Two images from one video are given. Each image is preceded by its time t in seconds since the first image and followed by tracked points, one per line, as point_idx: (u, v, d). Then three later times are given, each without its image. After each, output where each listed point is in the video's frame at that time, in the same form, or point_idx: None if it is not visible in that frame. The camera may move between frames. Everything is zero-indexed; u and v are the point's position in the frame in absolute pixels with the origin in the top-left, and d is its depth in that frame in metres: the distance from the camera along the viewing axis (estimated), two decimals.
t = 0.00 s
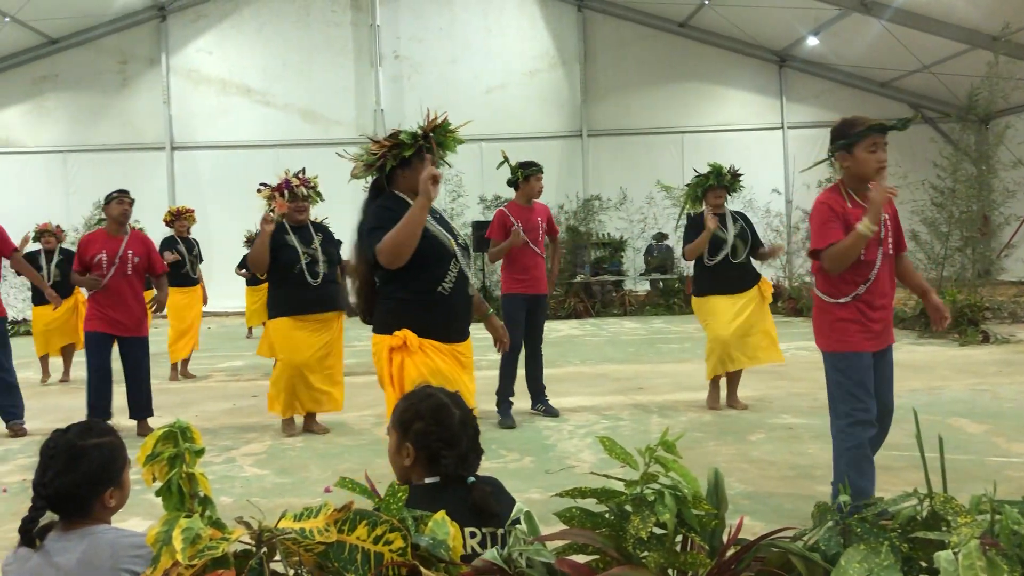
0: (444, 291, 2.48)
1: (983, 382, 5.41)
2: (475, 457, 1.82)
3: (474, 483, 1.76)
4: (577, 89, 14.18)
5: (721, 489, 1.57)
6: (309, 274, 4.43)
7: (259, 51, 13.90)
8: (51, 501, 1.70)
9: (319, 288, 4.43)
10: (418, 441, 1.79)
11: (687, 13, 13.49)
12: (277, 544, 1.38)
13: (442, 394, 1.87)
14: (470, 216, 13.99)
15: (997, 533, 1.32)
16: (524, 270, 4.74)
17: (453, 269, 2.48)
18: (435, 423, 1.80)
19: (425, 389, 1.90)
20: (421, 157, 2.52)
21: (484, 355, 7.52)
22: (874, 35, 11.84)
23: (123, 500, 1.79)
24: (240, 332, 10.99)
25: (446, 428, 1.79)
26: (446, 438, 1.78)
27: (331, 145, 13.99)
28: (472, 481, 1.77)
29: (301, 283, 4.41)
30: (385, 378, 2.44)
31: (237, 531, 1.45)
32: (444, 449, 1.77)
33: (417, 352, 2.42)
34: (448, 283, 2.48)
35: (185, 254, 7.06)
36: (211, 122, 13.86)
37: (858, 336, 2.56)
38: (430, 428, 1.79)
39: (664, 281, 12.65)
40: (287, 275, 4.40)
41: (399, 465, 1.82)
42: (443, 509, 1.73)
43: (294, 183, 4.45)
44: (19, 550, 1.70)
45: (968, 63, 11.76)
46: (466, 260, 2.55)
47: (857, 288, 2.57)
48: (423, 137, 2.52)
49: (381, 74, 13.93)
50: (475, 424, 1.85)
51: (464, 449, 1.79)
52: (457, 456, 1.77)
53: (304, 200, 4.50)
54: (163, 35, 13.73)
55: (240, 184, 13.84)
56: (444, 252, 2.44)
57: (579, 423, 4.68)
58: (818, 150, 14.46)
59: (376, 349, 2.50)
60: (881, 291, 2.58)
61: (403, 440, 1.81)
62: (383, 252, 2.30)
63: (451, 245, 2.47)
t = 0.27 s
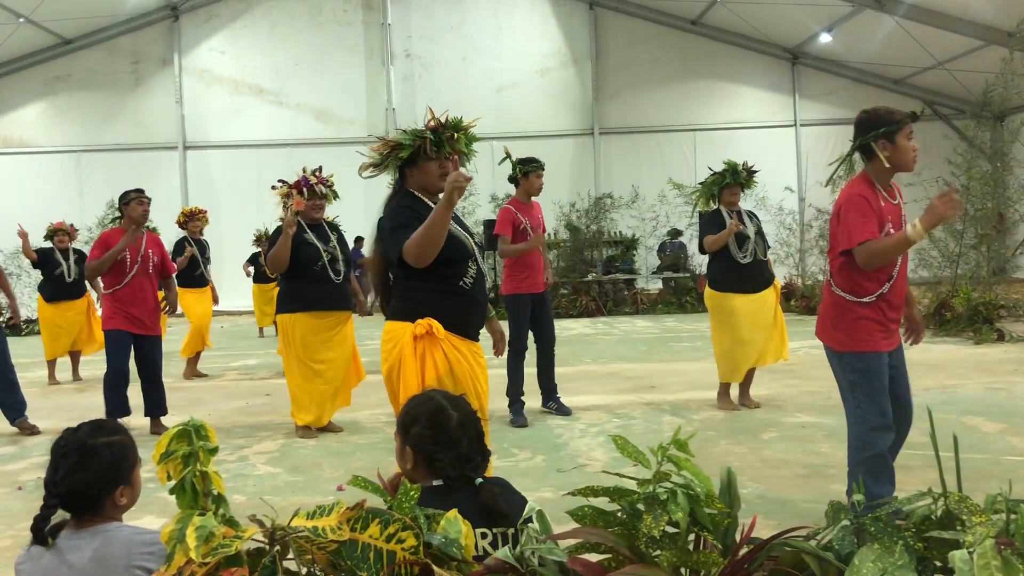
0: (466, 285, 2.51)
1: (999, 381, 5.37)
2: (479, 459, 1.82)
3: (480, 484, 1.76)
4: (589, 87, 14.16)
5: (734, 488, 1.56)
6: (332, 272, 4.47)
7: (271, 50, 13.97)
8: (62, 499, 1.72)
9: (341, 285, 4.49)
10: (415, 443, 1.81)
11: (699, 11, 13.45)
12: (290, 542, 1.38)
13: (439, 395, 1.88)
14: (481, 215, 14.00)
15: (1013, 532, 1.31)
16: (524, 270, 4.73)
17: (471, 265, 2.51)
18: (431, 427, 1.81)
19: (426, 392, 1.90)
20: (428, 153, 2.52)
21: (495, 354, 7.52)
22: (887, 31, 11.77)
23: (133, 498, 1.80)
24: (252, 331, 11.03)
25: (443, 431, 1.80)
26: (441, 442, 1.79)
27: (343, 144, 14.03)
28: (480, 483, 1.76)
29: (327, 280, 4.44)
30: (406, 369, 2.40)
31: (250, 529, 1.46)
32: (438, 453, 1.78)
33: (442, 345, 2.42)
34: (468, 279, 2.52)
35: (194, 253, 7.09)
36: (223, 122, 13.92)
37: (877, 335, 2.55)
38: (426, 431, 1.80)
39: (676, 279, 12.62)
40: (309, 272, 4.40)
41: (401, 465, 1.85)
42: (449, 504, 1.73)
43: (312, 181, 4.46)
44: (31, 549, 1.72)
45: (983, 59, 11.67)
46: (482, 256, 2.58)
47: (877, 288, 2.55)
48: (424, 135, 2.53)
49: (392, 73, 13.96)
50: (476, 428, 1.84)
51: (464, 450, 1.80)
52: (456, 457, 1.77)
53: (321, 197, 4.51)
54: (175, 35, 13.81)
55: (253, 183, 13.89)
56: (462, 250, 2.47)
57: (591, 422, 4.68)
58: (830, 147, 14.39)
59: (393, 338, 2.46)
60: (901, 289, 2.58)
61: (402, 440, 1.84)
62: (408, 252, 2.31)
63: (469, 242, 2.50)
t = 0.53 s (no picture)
0: (472, 291, 2.50)
1: (1017, 378, 5.32)
2: (468, 456, 1.82)
3: (475, 484, 1.77)
4: (602, 84, 14.13)
5: (749, 486, 1.56)
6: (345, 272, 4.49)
7: (284, 49, 14.02)
8: (79, 495, 1.75)
9: (353, 285, 4.50)
10: (401, 449, 1.83)
11: (712, 7, 13.39)
12: (306, 539, 1.40)
13: (420, 398, 1.89)
14: (494, 212, 14.01)
15: None
16: (534, 269, 4.72)
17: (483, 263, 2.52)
18: (413, 434, 1.82)
19: (408, 397, 1.92)
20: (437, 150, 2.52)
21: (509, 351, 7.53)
22: (902, 26, 11.67)
23: (145, 495, 1.82)
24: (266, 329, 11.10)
25: (426, 435, 1.80)
26: (424, 446, 1.80)
27: (356, 142, 14.07)
28: (476, 483, 1.78)
29: (339, 280, 4.46)
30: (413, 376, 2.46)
31: (266, 526, 1.47)
32: (422, 457, 1.79)
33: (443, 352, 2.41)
34: (477, 283, 2.50)
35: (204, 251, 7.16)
36: (237, 121, 13.99)
37: (890, 337, 2.53)
38: (408, 438, 1.82)
39: (690, 276, 12.59)
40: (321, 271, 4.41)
41: (393, 469, 1.89)
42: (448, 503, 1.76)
43: (329, 180, 4.47)
44: (47, 546, 1.74)
45: (1000, 53, 11.55)
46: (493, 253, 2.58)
47: (892, 284, 2.54)
48: (429, 132, 2.52)
49: (405, 71, 13.98)
50: (461, 427, 1.84)
51: (450, 451, 1.80)
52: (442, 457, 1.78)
53: (337, 197, 4.52)
54: (189, 34, 13.88)
55: (267, 182, 13.95)
56: (473, 248, 2.47)
57: (604, 419, 4.68)
58: (845, 143, 14.29)
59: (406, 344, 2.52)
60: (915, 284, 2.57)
61: (390, 448, 1.87)
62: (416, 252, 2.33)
63: (480, 240, 2.50)
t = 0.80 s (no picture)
0: (495, 282, 2.50)
1: None
2: (476, 453, 1.83)
3: (486, 484, 1.77)
4: (616, 80, 14.10)
5: (764, 484, 1.56)
6: (360, 270, 4.51)
7: (298, 48, 14.07)
8: (97, 492, 1.77)
9: (367, 283, 4.51)
10: (409, 450, 1.82)
11: (725, 2, 13.33)
12: (321, 536, 1.40)
13: (425, 399, 1.89)
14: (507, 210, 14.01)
15: None
16: (549, 264, 4.73)
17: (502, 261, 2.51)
18: (419, 433, 1.81)
19: (413, 398, 1.91)
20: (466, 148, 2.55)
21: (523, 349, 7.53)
22: (918, 20, 11.57)
23: (161, 493, 1.84)
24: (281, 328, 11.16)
25: (431, 436, 1.80)
26: (431, 446, 1.79)
27: (370, 140, 14.11)
28: (486, 481, 1.78)
29: (353, 278, 4.47)
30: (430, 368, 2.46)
31: (282, 524, 1.48)
32: (428, 457, 1.79)
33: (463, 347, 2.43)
34: (498, 275, 2.51)
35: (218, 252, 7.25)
36: (251, 120, 14.07)
37: (889, 338, 2.54)
38: (415, 438, 1.81)
39: (704, 273, 12.55)
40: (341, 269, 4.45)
41: (402, 472, 1.87)
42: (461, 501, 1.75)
43: (344, 181, 4.50)
44: (66, 543, 1.75)
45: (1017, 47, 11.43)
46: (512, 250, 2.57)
47: (899, 288, 2.53)
48: (459, 126, 2.52)
49: (418, 69, 14.00)
50: (467, 424, 1.84)
51: (458, 450, 1.80)
52: (450, 457, 1.78)
53: (352, 197, 4.55)
54: (204, 34, 13.96)
55: (281, 181, 14.02)
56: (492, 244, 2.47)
57: (619, 417, 4.68)
58: (861, 138, 14.19)
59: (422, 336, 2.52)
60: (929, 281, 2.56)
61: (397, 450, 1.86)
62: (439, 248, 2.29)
63: (499, 237, 2.49)
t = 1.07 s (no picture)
0: (508, 289, 2.52)
1: None
2: (496, 451, 1.82)
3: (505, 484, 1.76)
4: (628, 78, 14.07)
5: (777, 484, 1.55)
6: (375, 270, 4.52)
7: (311, 48, 14.12)
8: (113, 490, 1.79)
9: (382, 284, 4.51)
10: (428, 449, 1.80)
11: None
12: (333, 535, 1.40)
13: (445, 399, 1.88)
14: (520, 208, 14.01)
15: None
16: (562, 259, 4.75)
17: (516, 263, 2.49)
18: (438, 431, 1.80)
19: (431, 398, 1.90)
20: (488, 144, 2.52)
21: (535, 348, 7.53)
22: (932, 16, 11.48)
23: (176, 492, 1.85)
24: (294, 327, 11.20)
25: (451, 434, 1.79)
26: (452, 445, 1.78)
27: (383, 139, 14.14)
28: (507, 481, 1.78)
29: (368, 278, 4.48)
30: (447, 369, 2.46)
31: (295, 523, 1.48)
32: (449, 456, 1.78)
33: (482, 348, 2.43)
34: (511, 283, 2.52)
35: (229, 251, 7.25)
36: (265, 120, 14.13)
37: (896, 337, 2.55)
38: (435, 437, 1.79)
39: (718, 270, 12.51)
40: (355, 269, 4.47)
41: (421, 472, 1.86)
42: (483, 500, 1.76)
43: (359, 179, 4.55)
44: (82, 541, 1.77)
45: None
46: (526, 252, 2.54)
47: (911, 291, 2.54)
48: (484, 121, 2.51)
49: (431, 68, 14.02)
50: (485, 421, 1.83)
51: (478, 448, 1.79)
52: (470, 456, 1.77)
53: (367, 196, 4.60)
54: (217, 34, 14.02)
55: (294, 180, 14.07)
56: (504, 245, 2.44)
57: (631, 416, 4.67)
58: (875, 135, 14.09)
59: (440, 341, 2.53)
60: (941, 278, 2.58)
61: (416, 450, 1.84)
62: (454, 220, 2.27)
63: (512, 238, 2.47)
